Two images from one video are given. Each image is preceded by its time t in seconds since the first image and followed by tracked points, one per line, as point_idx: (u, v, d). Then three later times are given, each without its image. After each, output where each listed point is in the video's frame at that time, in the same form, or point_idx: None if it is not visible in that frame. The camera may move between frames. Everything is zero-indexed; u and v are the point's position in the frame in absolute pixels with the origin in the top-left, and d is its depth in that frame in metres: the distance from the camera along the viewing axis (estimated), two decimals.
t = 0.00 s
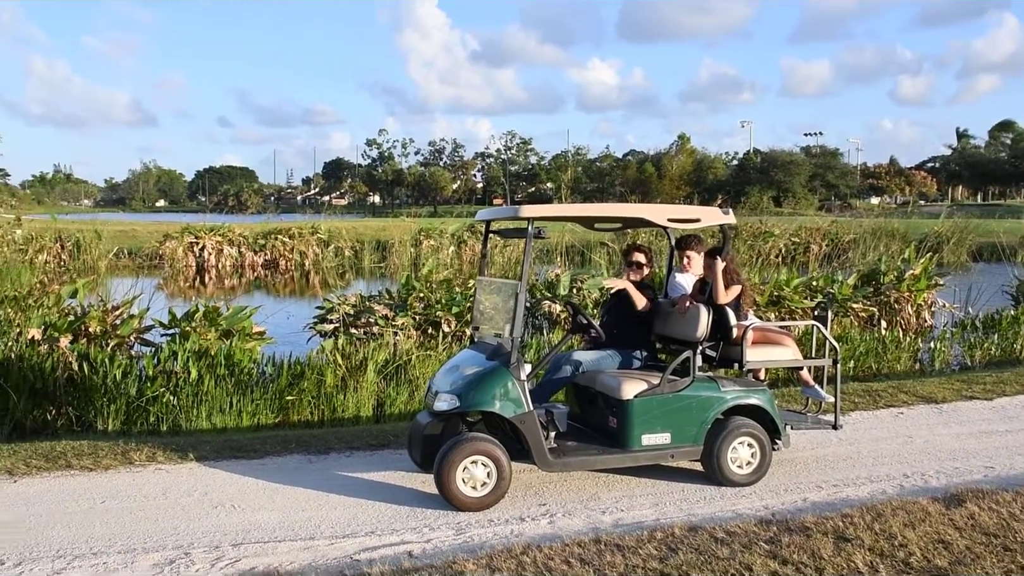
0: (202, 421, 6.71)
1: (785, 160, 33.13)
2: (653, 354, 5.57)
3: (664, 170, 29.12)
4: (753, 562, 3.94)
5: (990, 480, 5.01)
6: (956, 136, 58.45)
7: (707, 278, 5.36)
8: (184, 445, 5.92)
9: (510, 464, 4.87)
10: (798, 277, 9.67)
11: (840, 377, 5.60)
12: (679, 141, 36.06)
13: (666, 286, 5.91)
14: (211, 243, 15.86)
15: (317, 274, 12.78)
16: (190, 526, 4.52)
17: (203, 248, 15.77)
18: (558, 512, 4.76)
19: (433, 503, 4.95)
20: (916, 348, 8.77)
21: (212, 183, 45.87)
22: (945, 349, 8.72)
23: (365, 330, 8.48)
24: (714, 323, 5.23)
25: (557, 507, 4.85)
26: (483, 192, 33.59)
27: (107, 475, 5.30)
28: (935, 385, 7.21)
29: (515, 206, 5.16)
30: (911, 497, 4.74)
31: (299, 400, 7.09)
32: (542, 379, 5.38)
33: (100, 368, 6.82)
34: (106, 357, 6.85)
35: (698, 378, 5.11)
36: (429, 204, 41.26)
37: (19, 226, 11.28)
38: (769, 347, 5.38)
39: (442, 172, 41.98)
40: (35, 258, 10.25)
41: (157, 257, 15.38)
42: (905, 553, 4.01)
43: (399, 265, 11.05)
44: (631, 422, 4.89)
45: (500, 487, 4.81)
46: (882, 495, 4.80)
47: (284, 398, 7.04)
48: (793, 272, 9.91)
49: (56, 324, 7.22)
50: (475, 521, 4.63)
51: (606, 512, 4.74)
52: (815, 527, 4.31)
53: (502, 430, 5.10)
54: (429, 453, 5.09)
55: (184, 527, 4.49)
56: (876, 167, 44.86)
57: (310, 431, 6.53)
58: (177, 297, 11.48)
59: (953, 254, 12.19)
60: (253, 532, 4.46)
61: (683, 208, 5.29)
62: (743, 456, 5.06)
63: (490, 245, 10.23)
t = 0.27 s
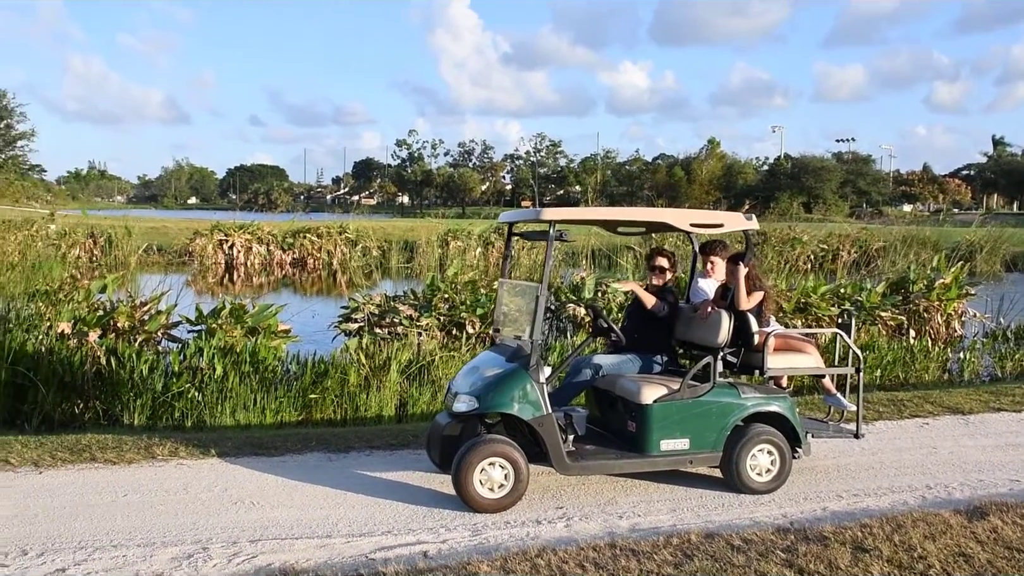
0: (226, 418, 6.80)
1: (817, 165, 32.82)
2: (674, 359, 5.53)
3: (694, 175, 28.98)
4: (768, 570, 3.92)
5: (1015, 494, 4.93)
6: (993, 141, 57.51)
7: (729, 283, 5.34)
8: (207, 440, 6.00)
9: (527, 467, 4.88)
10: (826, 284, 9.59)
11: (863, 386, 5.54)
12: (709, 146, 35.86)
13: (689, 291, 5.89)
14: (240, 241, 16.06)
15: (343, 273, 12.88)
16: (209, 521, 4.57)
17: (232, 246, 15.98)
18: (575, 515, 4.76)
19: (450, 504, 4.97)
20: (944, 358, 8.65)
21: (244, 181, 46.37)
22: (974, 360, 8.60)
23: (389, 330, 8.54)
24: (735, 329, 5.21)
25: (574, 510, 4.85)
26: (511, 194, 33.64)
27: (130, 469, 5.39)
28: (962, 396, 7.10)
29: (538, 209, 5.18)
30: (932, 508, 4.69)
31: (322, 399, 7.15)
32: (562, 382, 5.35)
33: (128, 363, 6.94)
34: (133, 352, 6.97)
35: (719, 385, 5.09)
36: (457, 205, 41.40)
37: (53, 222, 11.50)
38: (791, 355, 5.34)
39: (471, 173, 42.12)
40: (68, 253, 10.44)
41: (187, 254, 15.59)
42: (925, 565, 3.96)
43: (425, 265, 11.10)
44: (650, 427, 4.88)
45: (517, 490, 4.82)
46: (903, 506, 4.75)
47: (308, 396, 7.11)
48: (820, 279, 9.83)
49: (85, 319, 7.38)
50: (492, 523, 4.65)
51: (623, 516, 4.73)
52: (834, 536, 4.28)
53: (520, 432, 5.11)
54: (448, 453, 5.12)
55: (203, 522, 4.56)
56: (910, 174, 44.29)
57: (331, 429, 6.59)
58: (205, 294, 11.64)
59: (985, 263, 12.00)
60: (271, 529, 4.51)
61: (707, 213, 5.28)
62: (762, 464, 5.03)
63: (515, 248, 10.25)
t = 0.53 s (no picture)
0: (251, 409, 6.89)
1: (846, 160, 32.45)
2: (695, 353, 5.52)
3: (721, 170, 28.79)
4: (786, 565, 3.90)
5: None
6: None
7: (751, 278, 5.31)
8: (231, 431, 6.08)
9: (546, 460, 4.89)
10: (853, 279, 9.50)
11: (886, 382, 5.50)
12: (737, 140, 35.58)
13: (710, 285, 5.87)
14: (267, 235, 16.23)
15: (368, 267, 12.97)
16: (231, 511, 4.64)
17: (260, 240, 16.15)
18: (593, 509, 4.77)
19: (470, 496, 5.00)
20: (973, 355, 8.54)
21: (272, 175, 46.77)
22: (1004, 357, 8.48)
23: (413, 323, 8.60)
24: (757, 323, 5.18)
25: (592, 504, 4.86)
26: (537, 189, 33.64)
27: (155, 459, 5.48)
28: (991, 393, 7.01)
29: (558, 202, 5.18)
30: (956, 506, 4.64)
31: (346, 391, 7.22)
32: (582, 376, 5.36)
33: (155, 355, 7.06)
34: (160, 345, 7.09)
35: (740, 379, 5.06)
36: (483, 199, 41.46)
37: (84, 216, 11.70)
38: (813, 350, 5.31)
39: (497, 168, 42.16)
40: (98, 247, 10.63)
41: (215, 247, 15.78)
42: (945, 563, 3.93)
43: (450, 259, 11.15)
44: (670, 422, 4.87)
45: (536, 483, 4.83)
46: (926, 503, 4.70)
47: (331, 389, 7.18)
48: (847, 275, 9.74)
49: (113, 311, 7.50)
50: (510, 516, 4.67)
51: (642, 510, 4.74)
52: (853, 533, 4.25)
53: (540, 426, 5.12)
54: (468, 446, 5.15)
55: (225, 512, 4.63)
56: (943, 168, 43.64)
57: (354, 422, 6.65)
58: (232, 288, 11.77)
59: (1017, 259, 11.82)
60: (291, 520, 4.57)
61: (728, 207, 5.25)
62: (783, 459, 5.00)
63: (539, 242, 10.25)
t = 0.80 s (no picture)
0: (270, 402, 6.94)
1: (869, 153, 32.13)
2: (712, 346, 5.50)
3: (742, 163, 28.60)
4: (802, 559, 3.89)
5: None
6: None
7: (768, 270, 5.29)
8: (249, 423, 6.14)
9: (562, 452, 4.90)
10: (875, 273, 9.41)
11: (905, 376, 5.45)
12: (759, 133, 35.34)
13: (728, 278, 5.85)
14: (287, 229, 16.33)
15: (387, 260, 13.02)
16: (249, 502, 4.69)
17: (280, 233, 16.26)
18: (609, 501, 4.77)
19: (486, 488, 5.02)
20: (997, 349, 8.47)
21: (293, 170, 47.00)
22: None
23: (432, 316, 8.63)
24: (774, 316, 5.15)
25: (608, 496, 4.86)
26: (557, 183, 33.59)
27: (175, 449, 5.54)
28: (1014, 388, 6.93)
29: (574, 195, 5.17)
30: (975, 500, 4.59)
31: (364, 384, 7.25)
32: (599, 369, 5.36)
33: (175, 347, 7.13)
34: (180, 337, 7.17)
35: (757, 372, 5.04)
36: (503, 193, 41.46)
37: (107, 210, 11.82)
38: (830, 343, 5.28)
39: (517, 162, 42.14)
40: (120, 240, 10.74)
41: (236, 240, 15.91)
42: (963, 558, 3.89)
43: (468, 253, 11.16)
44: (686, 414, 4.86)
45: (552, 475, 4.84)
46: (945, 497, 4.66)
47: (350, 381, 7.22)
48: (868, 269, 9.65)
49: (134, 304, 7.58)
50: (526, 508, 4.68)
51: (657, 503, 4.73)
52: (871, 527, 4.22)
53: (556, 418, 5.13)
54: (484, 438, 5.16)
55: (243, 502, 4.67)
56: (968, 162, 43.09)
57: (371, 414, 6.69)
58: (253, 281, 11.86)
59: None
60: (308, 510, 4.60)
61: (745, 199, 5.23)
62: (801, 453, 4.98)
63: (558, 235, 10.24)
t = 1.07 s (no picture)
0: (281, 407, 6.97)
1: (883, 159, 31.98)
2: (723, 352, 5.50)
3: (755, 169, 28.52)
4: (812, 565, 3.87)
5: None
6: None
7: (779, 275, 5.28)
8: (260, 428, 6.16)
9: (572, 458, 4.89)
10: (888, 279, 9.37)
11: (917, 382, 5.43)
12: (772, 139, 35.23)
13: (739, 283, 5.84)
14: (300, 234, 16.41)
15: (399, 266, 13.05)
16: (259, 506, 4.70)
17: (293, 239, 16.35)
18: (619, 506, 4.76)
19: (496, 493, 5.02)
20: (1012, 356, 8.41)
21: (307, 175, 47.23)
22: None
23: (444, 322, 8.64)
24: (785, 321, 5.14)
25: (618, 502, 4.85)
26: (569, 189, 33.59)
27: (186, 453, 5.57)
28: None
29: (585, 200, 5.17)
30: (988, 508, 4.55)
31: (376, 389, 7.27)
32: (609, 374, 5.35)
33: (188, 352, 7.18)
34: (193, 342, 7.24)
35: (768, 378, 5.02)
36: (515, 199, 41.51)
37: (121, 216, 11.91)
38: (842, 348, 5.26)
39: (530, 168, 42.20)
40: (135, 245, 10.83)
41: (249, 246, 15.99)
42: (976, 565, 3.86)
43: (480, 258, 11.18)
44: (697, 420, 4.85)
45: (562, 480, 4.84)
46: (958, 504, 4.62)
47: (361, 386, 7.24)
48: (882, 275, 9.60)
49: (148, 309, 7.63)
50: (536, 513, 4.68)
51: (668, 509, 4.72)
52: (882, 533, 4.19)
53: (566, 423, 5.13)
54: (494, 443, 5.16)
55: (254, 506, 4.69)
56: (984, 167, 42.80)
57: (382, 419, 6.70)
58: (265, 286, 11.92)
59: None
60: (318, 514, 4.62)
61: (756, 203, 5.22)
62: (811, 459, 4.96)
63: (569, 241, 10.24)
